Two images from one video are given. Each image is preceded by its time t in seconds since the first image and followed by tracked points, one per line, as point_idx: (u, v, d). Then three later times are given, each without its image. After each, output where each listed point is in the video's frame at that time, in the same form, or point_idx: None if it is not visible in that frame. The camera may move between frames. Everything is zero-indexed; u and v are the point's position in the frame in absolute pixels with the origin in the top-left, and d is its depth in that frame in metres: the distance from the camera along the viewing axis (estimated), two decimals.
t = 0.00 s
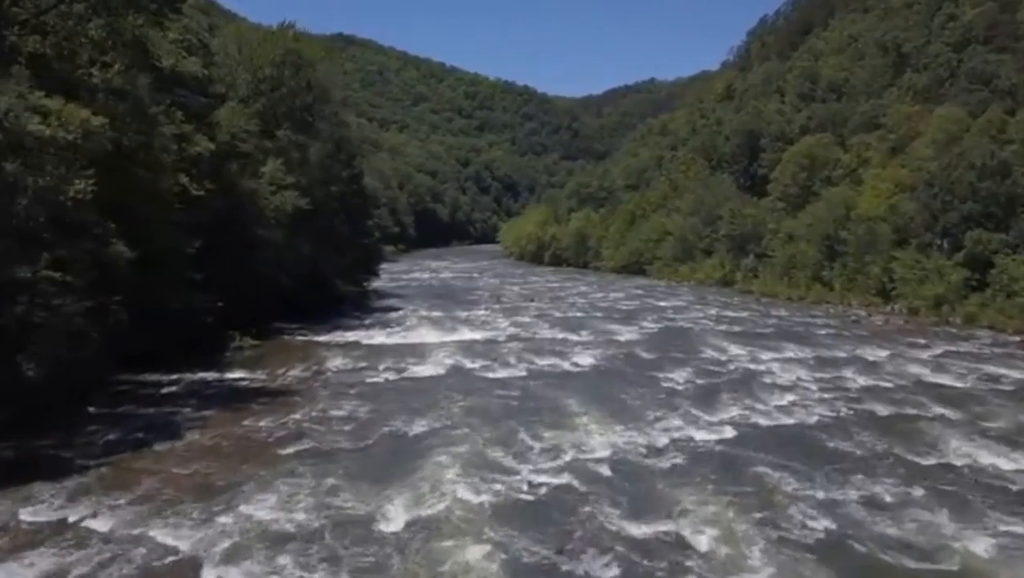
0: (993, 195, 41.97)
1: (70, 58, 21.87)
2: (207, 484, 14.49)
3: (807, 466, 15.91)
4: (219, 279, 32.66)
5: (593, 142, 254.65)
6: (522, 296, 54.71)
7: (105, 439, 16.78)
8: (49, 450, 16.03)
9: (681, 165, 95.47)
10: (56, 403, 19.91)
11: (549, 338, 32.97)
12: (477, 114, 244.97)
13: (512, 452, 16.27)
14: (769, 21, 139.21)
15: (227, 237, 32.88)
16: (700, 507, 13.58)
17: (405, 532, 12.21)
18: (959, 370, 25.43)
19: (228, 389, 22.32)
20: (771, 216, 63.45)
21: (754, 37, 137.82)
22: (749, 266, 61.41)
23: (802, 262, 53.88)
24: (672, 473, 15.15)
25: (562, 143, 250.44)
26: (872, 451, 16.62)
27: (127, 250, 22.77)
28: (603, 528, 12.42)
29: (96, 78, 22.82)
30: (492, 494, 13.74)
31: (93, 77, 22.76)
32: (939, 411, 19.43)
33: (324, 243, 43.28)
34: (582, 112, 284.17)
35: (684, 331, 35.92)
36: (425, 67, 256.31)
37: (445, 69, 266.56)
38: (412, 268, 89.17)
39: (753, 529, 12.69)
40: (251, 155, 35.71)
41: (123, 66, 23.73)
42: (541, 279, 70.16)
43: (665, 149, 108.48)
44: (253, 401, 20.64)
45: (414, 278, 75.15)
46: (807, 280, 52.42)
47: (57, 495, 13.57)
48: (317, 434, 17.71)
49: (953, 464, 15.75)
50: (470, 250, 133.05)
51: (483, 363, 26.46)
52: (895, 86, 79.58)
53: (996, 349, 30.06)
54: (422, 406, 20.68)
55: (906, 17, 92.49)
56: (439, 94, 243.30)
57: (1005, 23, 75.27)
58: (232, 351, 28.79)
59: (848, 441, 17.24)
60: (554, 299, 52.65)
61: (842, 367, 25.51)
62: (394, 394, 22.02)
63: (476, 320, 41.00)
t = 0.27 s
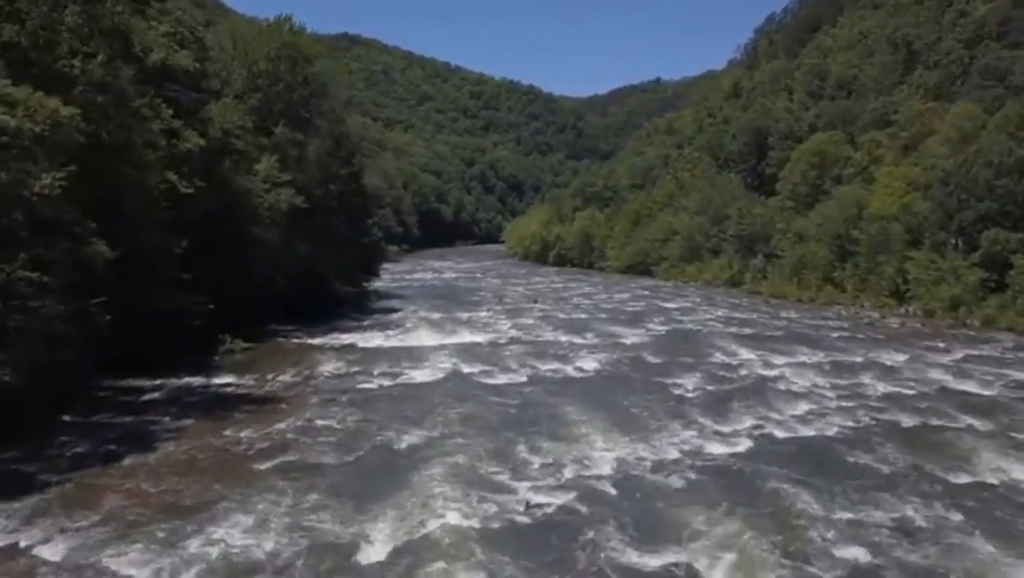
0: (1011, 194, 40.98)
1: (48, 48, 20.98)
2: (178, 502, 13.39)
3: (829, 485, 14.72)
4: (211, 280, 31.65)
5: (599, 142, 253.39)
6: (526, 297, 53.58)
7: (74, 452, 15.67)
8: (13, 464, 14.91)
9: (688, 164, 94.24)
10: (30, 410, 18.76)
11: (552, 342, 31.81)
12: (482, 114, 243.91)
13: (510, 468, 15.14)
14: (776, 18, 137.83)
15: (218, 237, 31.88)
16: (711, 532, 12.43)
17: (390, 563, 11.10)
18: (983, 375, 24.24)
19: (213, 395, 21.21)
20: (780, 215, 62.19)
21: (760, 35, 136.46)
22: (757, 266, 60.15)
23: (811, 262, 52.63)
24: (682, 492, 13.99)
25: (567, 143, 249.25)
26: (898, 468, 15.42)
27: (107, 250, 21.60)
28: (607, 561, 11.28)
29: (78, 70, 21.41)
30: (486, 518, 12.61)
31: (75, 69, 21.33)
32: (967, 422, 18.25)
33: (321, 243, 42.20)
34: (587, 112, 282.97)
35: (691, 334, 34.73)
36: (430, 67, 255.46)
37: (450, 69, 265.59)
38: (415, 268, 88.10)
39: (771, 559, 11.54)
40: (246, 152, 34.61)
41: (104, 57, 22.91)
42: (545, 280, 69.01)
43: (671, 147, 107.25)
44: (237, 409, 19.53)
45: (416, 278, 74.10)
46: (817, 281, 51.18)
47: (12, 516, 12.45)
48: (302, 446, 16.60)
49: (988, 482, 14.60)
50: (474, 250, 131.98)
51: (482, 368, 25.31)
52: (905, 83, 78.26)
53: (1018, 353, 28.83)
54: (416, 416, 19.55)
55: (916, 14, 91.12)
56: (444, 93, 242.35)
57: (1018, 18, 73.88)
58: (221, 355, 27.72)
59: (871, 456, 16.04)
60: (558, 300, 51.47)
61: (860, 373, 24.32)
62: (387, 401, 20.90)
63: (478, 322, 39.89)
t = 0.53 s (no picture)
0: None
1: (29, 38, 20.02)
2: (149, 519, 12.44)
3: (850, 502, 13.74)
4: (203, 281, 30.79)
5: (603, 142, 252.39)
6: (529, 298, 52.64)
7: (43, 464, 14.72)
8: None
9: (693, 163, 93.20)
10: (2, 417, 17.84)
11: (554, 345, 30.79)
12: (486, 113, 243.07)
13: (507, 483, 14.19)
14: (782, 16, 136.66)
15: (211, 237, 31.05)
16: (725, 556, 11.46)
17: None
18: (1004, 380, 23.22)
19: (198, 401, 20.26)
20: (788, 214, 61.14)
21: (766, 33, 135.35)
22: (764, 267, 59.07)
23: (820, 262, 51.54)
24: (693, 511, 13.00)
25: (571, 142, 248.24)
26: (925, 486, 14.40)
27: (88, 249, 20.61)
28: None
29: (60, 61, 20.57)
30: (482, 541, 11.65)
31: (56, 59, 20.49)
32: (993, 432, 17.27)
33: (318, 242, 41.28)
34: (591, 112, 282.01)
35: (697, 337, 33.70)
36: (434, 67, 254.72)
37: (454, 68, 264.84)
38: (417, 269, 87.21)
39: None
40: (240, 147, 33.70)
41: (88, 48, 21.95)
42: (548, 280, 67.98)
43: (677, 146, 106.18)
44: (221, 416, 18.55)
45: (418, 279, 73.15)
46: (826, 282, 50.10)
47: None
48: (287, 458, 15.66)
49: None
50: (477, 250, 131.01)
51: (481, 373, 24.33)
52: (914, 81, 77.15)
53: None
54: (410, 425, 18.58)
55: (925, 10, 89.94)
56: (448, 93, 241.49)
57: None
58: (212, 358, 26.82)
59: (894, 469, 15.08)
60: (562, 301, 50.47)
61: (875, 377, 23.32)
62: (381, 409, 19.94)
63: (479, 323, 38.95)
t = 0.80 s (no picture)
0: None
1: (5, 27, 18.80)
2: (109, 545, 11.34)
3: (878, 526, 12.59)
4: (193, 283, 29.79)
5: (608, 142, 251.09)
6: (532, 298, 51.54)
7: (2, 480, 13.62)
8: None
9: (699, 161, 91.94)
10: None
11: (556, 348, 29.62)
12: (490, 113, 241.94)
13: (504, 504, 13.08)
14: (789, 14, 135.26)
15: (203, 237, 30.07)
16: None
17: None
18: None
19: (179, 409, 19.18)
20: (797, 213, 59.90)
21: (773, 31, 133.98)
22: (773, 267, 57.82)
23: (830, 263, 50.30)
24: (707, 538, 11.89)
25: (576, 142, 247.03)
26: (959, 508, 13.28)
27: (65, 249, 19.52)
28: None
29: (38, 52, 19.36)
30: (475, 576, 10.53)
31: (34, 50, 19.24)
32: None
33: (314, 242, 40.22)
34: (597, 111, 280.72)
35: (705, 340, 32.51)
36: (438, 66, 253.75)
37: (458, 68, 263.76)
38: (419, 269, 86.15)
39: None
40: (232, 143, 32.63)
41: (67, 38, 20.83)
42: (552, 280, 66.84)
43: (682, 145, 104.92)
44: (200, 426, 17.45)
45: (420, 279, 72.06)
46: (837, 283, 48.85)
47: None
48: (266, 473, 14.55)
49: None
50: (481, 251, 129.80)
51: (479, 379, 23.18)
52: (925, 78, 75.84)
53: None
54: (402, 438, 17.45)
55: (935, 7, 88.56)
56: (452, 92, 240.45)
57: None
58: (201, 362, 25.79)
59: (925, 489, 13.95)
60: (566, 302, 49.29)
61: (894, 385, 22.16)
62: (372, 419, 18.82)
63: (481, 325, 37.87)
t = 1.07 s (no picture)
0: None
1: None
2: (63, 572, 10.34)
3: (904, 551, 11.51)
4: (179, 284, 28.85)
5: (611, 141, 249.94)
6: (533, 299, 50.56)
7: None
8: None
9: (704, 160, 90.88)
10: None
11: (555, 352, 28.59)
12: (493, 112, 240.97)
13: (498, 527, 12.09)
14: (794, 12, 134.09)
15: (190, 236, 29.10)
16: None
17: None
18: None
19: (158, 417, 18.20)
20: (803, 212, 58.85)
21: (778, 29, 132.80)
22: (779, 267, 56.74)
23: (838, 263, 49.21)
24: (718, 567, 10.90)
25: (579, 142, 245.93)
26: (991, 530, 12.23)
27: (40, 247, 18.55)
28: None
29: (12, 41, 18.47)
30: None
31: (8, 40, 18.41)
32: None
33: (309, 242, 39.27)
34: (600, 111, 279.60)
35: (710, 343, 31.49)
36: (441, 66, 252.85)
37: (461, 67, 262.81)
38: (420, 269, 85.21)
39: None
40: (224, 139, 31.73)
41: (42, 28, 19.93)
42: (554, 281, 65.83)
43: (686, 144, 103.85)
44: (178, 436, 16.47)
45: (420, 280, 71.05)
46: (846, 283, 47.76)
47: None
48: (244, 488, 13.56)
49: None
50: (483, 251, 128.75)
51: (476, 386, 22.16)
52: (933, 75, 74.72)
53: None
54: (391, 450, 16.42)
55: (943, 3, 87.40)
56: (455, 92, 239.52)
57: None
58: (189, 365, 24.87)
59: (953, 509, 12.91)
60: (567, 303, 48.24)
61: (911, 391, 21.14)
62: (360, 429, 17.79)
63: (480, 327, 36.88)
